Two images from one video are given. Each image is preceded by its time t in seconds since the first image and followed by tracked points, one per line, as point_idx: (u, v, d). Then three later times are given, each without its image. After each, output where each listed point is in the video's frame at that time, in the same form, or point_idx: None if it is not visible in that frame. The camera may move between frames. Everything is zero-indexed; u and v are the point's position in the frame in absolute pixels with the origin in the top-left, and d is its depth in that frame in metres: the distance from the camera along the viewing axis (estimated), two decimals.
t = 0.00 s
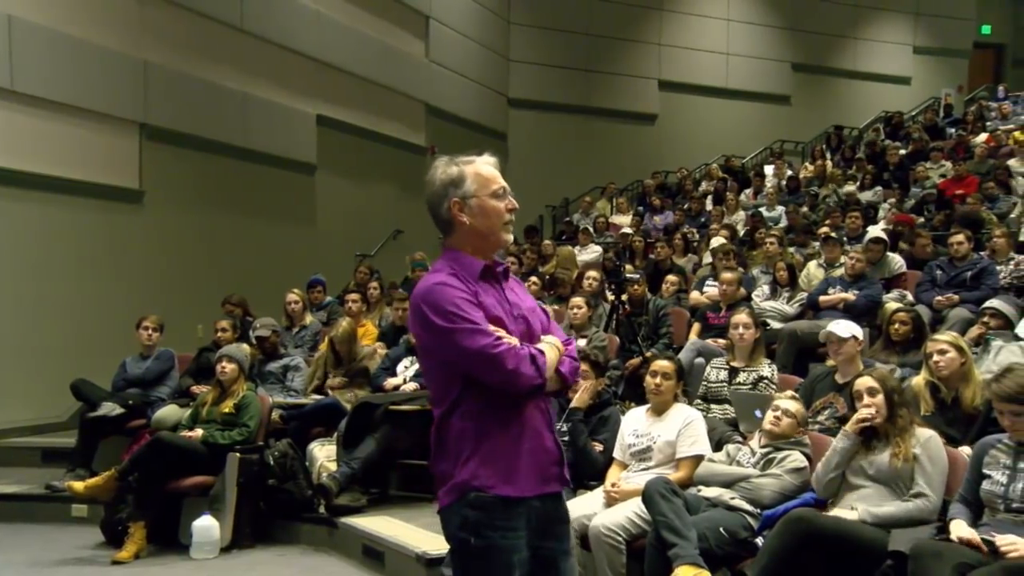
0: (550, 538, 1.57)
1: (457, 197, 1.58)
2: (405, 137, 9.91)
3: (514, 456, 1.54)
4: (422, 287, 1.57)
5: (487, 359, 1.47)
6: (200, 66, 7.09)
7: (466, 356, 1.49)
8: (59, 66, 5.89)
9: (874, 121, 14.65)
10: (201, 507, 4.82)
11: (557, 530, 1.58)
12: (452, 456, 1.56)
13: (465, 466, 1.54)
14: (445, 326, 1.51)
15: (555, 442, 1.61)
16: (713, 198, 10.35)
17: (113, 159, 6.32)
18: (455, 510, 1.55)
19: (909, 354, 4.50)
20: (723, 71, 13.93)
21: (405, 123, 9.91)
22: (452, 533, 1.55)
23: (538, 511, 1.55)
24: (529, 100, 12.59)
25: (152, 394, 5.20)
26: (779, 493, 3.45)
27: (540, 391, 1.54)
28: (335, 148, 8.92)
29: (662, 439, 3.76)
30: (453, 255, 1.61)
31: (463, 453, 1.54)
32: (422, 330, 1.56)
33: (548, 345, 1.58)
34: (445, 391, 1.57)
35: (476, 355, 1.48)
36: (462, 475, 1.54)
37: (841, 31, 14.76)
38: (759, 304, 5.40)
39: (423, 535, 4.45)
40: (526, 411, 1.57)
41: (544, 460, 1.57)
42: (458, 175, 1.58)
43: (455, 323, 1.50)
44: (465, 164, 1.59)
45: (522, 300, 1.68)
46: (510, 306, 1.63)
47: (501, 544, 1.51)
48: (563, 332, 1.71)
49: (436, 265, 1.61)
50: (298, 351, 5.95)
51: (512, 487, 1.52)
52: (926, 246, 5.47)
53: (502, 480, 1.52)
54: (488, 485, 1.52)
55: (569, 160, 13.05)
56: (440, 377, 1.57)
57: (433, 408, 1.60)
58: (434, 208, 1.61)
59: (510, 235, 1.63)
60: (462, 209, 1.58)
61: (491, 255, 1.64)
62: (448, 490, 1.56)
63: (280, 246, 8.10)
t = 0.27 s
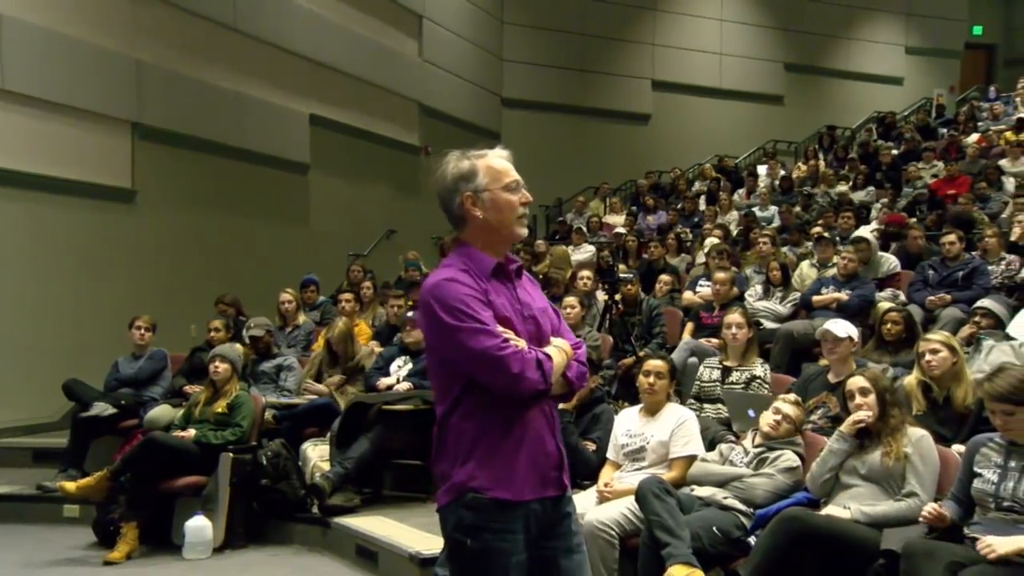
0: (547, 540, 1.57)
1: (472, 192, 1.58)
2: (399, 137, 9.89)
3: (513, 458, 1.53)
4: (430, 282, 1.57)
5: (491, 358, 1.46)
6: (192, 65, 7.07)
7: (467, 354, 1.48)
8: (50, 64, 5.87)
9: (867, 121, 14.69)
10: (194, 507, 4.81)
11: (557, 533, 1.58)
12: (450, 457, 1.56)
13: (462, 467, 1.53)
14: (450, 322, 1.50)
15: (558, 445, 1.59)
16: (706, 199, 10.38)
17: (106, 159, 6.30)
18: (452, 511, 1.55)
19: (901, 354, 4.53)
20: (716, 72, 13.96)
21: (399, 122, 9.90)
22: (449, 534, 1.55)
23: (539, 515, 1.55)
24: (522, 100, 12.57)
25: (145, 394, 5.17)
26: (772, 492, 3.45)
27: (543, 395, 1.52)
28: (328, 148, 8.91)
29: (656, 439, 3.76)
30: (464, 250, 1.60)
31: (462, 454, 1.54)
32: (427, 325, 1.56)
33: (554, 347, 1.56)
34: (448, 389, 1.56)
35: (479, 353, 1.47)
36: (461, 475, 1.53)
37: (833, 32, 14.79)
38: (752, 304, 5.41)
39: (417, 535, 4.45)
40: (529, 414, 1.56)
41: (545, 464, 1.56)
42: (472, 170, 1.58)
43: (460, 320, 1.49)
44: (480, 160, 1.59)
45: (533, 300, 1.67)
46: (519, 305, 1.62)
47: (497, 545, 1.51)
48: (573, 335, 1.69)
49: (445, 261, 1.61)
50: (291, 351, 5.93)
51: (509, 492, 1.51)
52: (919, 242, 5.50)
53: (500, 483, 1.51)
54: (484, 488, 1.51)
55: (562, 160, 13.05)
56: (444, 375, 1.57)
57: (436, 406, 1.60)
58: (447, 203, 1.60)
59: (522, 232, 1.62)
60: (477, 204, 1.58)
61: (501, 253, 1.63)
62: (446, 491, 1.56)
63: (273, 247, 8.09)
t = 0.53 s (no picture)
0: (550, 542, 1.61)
1: (511, 198, 1.58)
2: (396, 142, 10.14)
3: (526, 464, 1.54)
4: (459, 284, 1.57)
5: (516, 366, 1.47)
6: (194, 72, 7.27)
7: (493, 359, 1.49)
8: (59, 72, 6.07)
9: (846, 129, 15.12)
10: (202, 498, 5.05)
11: (561, 537, 1.62)
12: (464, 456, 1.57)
13: (474, 468, 1.55)
14: (477, 326, 1.51)
15: (570, 453, 1.61)
16: (692, 203, 10.70)
17: (113, 163, 6.50)
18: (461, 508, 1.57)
19: (876, 351, 4.77)
20: (700, 82, 14.42)
21: (395, 128, 10.13)
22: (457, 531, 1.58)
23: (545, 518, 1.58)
24: (517, 107, 12.81)
25: (153, 389, 5.37)
26: (751, 482, 3.70)
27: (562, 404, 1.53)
28: (327, 152, 9.13)
29: (642, 431, 4.01)
30: (497, 254, 1.61)
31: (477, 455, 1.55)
32: (455, 326, 1.57)
33: (577, 356, 1.57)
34: (470, 389, 1.57)
35: (505, 360, 1.48)
36: (473, 475, 1.55)
37: (801, 40, 15.49)
38: (734, 303, 5.67)
39: (414, 524, 4.67)
40: (545, 421, 1.57)
41: (556, 471, 1.57)
42: (513, 176, 1.58)
43: (488, 326, 1.50)
44: (521, 166, 1.59)
45: (560, 307, 1.67)
46: (547, 311, 1.63)
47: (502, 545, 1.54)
48: (595, 343, 1.69)
49: (477, 262, 1.62)
50: (293, 348, 6.15)
51: (519, 496, 1.53)
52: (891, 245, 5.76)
53: (512, 486, 1.53)
54: (495, 490, 1.53)
55: (553, 165, 13.28)
56: (467, 376, 1.58)
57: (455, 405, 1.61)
58: (484, 204, 1.61)
59: (555, 240, 1.63)
60: (516, 210, 1.58)
61: (534, 259, 1.63)
62: (457, 488, 1.58)
63: (273, 247, 8.31)
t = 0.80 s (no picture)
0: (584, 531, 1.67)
1: (561, 198, 1.67)
2: (395, 152, 10.46)
3: (558, 452, 1.63)
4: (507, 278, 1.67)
5: (553, 357, 1.57)
6: (207, 85, 7.57)
7: (530, 349, 1.59)
8: (78, 85, 6.36)
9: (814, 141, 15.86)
10: (213, 485, 5.36)
11: (595, 527, 1.68)
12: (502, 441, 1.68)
13: (512, 454, 1.66)
14: (517, 317, 1.61)
15: (605, 446, 1.69)
16: (673, 207, 11.01)
17: (128, 172, 6.79)
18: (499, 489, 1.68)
19: (845, 347, 5.11)
20: (681, 95, 14.92)
21: (396, 138, 10.47)
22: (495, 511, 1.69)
23: (577, 506, 1.65)
24: (510, 118, 13.14)
25: (168, 382, 5.75)
26: (728, 470, 4.07)
27: (595, 397, 1.61)
28: (330, 160, 9.45)
29: (627, 423, 4.33)
30: (543, 251, 1.70)
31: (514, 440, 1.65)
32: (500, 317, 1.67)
33: (615, 352, 1.65)
34: (510, 378, 1.67)
35: (541, 351, 1.58)
36: (509, 460, 1.65)
37: (778, 55, 16.12)
38: (714, 302, 6.03)
39: (413, 511, 5.00)
40: (580, 413, 1.66)
41: (592, 460, 1.66)
42: (562, 178, 1.67)
43: (528, 318, 1.60)
44: (571, 169, 1.68)
45: (601, 306, 1.75)
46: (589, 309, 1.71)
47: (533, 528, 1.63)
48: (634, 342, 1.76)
49: (524, 258, 1.72)
50: (298, 345, 6.50)
51: (551, 482, 1.62)
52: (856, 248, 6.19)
53: (546, 472, 1.63)
54: (529, 474, 1.63)
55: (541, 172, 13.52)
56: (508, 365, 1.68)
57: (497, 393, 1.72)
58: (534, 204, 1.70)
59: (601, 242, 1.71)
60: (569, 211, 1.67)
61: (580, 258, 1.72)
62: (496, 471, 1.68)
63: (279, 250, 8.62)
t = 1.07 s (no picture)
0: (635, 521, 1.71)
1: (584, 199, 1.73)
2: (389, 157, 10.63)
3: (610, 444, 1.65)
4: (539, 280, 1.70)
5: (602, 349, 1.60)
6: (208, 92, 7.73)
7: (576, 344, 1.62)
8: (83, 92, 6.50)
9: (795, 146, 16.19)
10: (212, 480, 5.52)
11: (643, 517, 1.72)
12: (548, 441, 1.68)
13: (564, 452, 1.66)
14: (559, 315, 1.64)
15: (646, 436, 1.73)
16: (659, 211, 11.14)
17: (132, 176, 6.96)
18: (553, 490, 1.67)
19: (825, 345, 5.28)
20: (668, 101, 15.15)
21: (391, 143, 10.64)
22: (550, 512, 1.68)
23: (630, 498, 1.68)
24: (500, 124, 13.35)
25: (168, 379, 5.91)
26: (712, 465, 4.20)
27: (640, 387, 1.66)
28: (327, 164, 9.61)
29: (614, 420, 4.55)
30: (569, 251, 1.75)
31: (563, 437, 1.66)
32: (536, 317, 1.69)
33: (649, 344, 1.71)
34: (551, 377, 1.69)
35: (588, 345, 1.61)
36: (561, 458, 1.65)
37: (762, 62, 16.41)
38: (699, 302, 6.21)
39: (406, 504, 5.17)
40: (624, 405, 1.69)
41: (638, 452, 1.69)
42: (585, 180, 1.73)
43: (571, 314, 1.63)
44: (591, 172, 1.75)
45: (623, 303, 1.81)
46: (615, 306, 1.77)
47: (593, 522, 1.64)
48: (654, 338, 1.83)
49: (550, 259, 1.75)
50: (294, 343, 6.65)
51: (606, 475, 1.64)
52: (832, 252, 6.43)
53: (600, 466, 1.64)
54: (584, 470, 1.63)
55: (530, 175, 13.73)
56: (548, 364, 1.70)
57: (537, 394, 1.72)
58: (556, 207, 1.75)
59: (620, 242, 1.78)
60: (591, 212, 1.73)
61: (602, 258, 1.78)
62: (545, 473, 1.68)
63: (277, 251, 8.78)
